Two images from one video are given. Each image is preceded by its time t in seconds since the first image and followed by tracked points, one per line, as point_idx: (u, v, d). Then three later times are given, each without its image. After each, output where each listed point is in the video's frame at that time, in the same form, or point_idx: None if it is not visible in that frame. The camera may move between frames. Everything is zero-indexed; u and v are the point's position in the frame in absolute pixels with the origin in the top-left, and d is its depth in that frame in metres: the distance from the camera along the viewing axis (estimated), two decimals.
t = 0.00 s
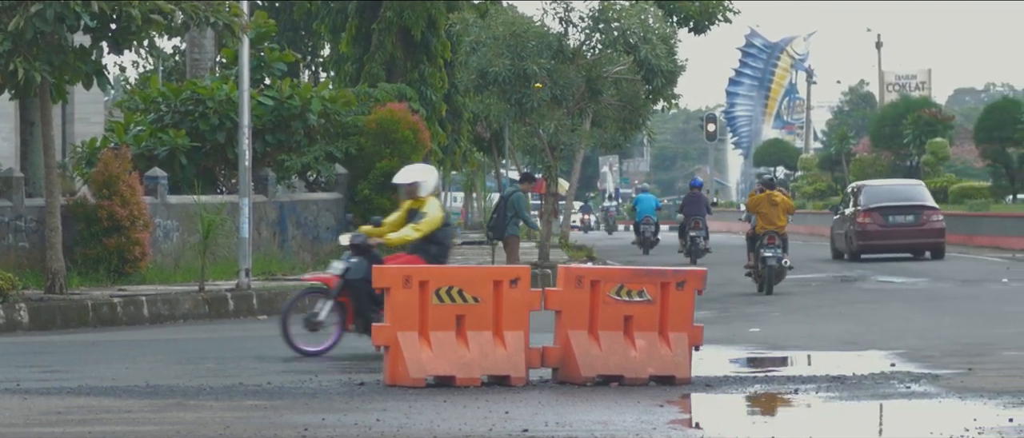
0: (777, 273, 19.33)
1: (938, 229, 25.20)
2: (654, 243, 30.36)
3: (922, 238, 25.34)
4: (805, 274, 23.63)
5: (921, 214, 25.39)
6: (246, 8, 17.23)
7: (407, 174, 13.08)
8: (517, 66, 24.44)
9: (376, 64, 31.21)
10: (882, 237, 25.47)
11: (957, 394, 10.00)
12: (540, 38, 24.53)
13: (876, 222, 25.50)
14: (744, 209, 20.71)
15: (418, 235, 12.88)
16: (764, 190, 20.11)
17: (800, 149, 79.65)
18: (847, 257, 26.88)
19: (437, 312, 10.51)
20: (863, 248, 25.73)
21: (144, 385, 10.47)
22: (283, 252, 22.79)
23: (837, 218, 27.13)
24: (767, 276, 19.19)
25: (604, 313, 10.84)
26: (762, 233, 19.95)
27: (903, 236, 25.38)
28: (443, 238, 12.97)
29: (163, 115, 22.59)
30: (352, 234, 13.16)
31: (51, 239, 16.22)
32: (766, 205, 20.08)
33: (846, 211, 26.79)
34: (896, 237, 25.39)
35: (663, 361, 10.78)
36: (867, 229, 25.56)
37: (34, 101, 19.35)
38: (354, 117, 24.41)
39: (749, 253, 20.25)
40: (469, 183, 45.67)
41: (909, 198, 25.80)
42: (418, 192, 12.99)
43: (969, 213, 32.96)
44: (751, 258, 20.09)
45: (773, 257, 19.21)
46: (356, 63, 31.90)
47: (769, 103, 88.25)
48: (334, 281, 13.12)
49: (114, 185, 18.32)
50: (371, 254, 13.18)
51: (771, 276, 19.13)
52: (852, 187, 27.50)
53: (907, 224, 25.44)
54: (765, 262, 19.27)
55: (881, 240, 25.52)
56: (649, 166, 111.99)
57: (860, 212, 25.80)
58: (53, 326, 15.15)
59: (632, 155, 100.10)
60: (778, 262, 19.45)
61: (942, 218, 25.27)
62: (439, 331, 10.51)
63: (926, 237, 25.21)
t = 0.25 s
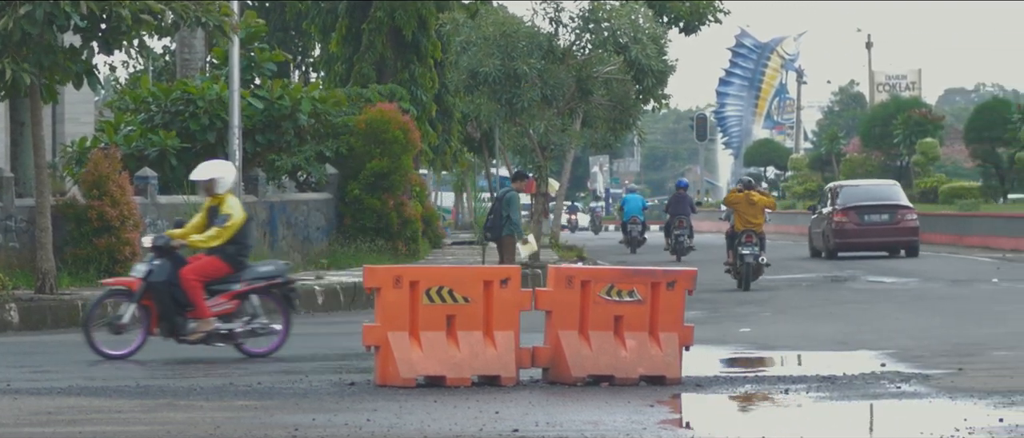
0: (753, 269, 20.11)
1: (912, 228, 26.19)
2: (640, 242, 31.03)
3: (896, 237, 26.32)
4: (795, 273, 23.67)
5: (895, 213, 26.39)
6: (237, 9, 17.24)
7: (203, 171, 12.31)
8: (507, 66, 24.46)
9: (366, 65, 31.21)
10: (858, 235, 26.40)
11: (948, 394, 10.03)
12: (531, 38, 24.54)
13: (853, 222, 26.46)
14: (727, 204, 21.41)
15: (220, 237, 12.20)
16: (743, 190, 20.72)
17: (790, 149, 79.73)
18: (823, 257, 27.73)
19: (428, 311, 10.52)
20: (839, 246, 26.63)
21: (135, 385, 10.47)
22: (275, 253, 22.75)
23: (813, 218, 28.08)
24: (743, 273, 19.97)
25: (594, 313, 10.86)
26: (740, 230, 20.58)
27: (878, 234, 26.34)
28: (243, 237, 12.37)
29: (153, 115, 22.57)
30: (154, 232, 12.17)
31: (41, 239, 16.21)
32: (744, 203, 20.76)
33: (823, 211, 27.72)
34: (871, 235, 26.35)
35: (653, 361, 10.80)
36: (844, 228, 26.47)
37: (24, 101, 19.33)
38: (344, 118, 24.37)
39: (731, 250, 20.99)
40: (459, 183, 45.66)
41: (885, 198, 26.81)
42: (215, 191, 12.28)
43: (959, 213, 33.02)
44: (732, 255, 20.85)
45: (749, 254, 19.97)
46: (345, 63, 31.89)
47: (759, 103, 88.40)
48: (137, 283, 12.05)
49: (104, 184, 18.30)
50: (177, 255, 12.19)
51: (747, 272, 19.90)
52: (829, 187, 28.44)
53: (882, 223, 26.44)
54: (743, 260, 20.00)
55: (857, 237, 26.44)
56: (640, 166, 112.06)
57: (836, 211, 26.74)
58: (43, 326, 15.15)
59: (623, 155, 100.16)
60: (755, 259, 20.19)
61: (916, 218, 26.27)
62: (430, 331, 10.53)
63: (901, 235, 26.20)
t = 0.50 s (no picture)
0: (738, 265, 21.09)
1: (890, 226, 26.79)
2: (629, 242, 31.69)
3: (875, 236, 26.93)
4: (788, 273, 23.68)
5: (874, 213, 26.99)
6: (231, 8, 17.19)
7: None
8: (501, 66, 24.48)
9: (360, 64, 31.19)
10: (838, 234, 27.01)
11: (941, 394, 10.04)
12: (524, 38, 24.45)
13: (833, 221, 27.06)
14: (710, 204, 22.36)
15: (7, 237, 12.08)
16: (727, 190, 21.78)
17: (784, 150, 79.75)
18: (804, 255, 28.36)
19: (421, 311, 10.53)
20: (820, 245, 27.23)
21: (128, 386, 10.47)
22: (268, 252, 22.75)
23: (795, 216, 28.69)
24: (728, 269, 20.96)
25: (587, 313, 10.87)
26: (724, 228, 21.64)
27: (857, 233, 26.93)
28: (43, 240, 12.27)
29: (146, 115, 22.53)
30: None
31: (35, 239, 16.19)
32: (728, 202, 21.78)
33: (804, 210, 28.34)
34: (851, 234, 26.94)
35: (646, 361, 10.80)
36: (824, 227, 27.07)
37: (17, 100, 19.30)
38: (338, 117, 24.46)
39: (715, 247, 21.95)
40: (453, 183, 45.64)
41: (864, 198, 27.41)
42: (10, 191, 12.17)
43: (952, 213, 33.06)
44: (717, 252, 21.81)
45: (732, 251, 20.93)
46: (339, 62, 31.86)
47: (753, 103, 88.45)
48: None
49: (97, 184, 18.28)
50: None
51: (731, 268, 20.89)
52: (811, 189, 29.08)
53: (861, 222, 27.03)
54: (726, 257, 20.97)
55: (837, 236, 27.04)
56: (633, 166, 112.09)
57: (816, 211, 27.35)
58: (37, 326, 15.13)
59: (616, 155, 100.18)
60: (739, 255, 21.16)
61: (894, 217, 26.85)
62: (423, 331, 10.53)
63: (880, 234, 26.80)
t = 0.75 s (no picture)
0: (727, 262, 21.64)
1: (871, 226, 27.05)
2: (624, 240, 32.04)
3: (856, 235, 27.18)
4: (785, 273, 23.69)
5: (856, 213, 27.23)
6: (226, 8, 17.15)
7: None
8: (497, 66, 24.50)
9: (356, 64, 31.18)
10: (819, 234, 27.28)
11: (937, 394, 10.05)
12: (520, 38, 24.56)
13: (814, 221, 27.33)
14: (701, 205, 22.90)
15: None
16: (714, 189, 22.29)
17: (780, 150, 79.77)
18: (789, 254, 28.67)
19: (418, 312, 10.53)
20: (804, 243, 27.51)
21: (125, 386, 10.47)
22: (264, 253, 22.78)
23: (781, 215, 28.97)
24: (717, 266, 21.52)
25: (584, 313, 10.88)
26: (713, 227, 22.20)
27: (839, 233, 27.19)
28: None
29: (142, 115, 22.57)
30: None
31: (31, 239, 16.17)
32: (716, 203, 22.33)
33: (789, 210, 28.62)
34: (833, 234, 27.20)
35: (643, 361, 10.80)
36: (806, 227, 27.35)
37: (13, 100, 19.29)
38: (334, 117, 24.45)
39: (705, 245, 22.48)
40: (449, 183, 45.63)
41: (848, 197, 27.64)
42: None
43: (948, 214, 33.08)
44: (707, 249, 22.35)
45: (722, 249, 21.50)
46: (335, 62, 31.85)
47: (749, 103, 88.48)
48: None
49: (94, 184, 18.27)
50: None
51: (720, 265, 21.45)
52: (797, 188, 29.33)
53: (843, 222, 27.28)
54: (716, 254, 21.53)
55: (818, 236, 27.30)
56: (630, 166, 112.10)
57: (800, 211, 27.59)
58: (33, 325, 15.13)
59: (612, 155, 100.18)
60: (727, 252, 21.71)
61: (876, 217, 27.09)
62: (419, 331, 10.53)
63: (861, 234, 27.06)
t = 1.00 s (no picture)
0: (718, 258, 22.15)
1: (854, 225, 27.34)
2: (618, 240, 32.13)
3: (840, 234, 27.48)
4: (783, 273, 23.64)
5: (840, 212, 27.51)
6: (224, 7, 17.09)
7: None
8: (494, 66, 24.57)
9: (353, 64, 31.12)
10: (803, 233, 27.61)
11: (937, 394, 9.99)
12: (517, 39, 24.63)
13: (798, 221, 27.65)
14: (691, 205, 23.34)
15: None
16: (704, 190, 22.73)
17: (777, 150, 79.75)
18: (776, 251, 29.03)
19: (414, 311, 10.47)
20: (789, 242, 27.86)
21: (121, 386, 10.40)
22: (260, 252, 22.93)
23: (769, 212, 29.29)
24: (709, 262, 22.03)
25: (580, 313, 10.82)
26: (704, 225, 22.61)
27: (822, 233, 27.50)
28: None
29: (139, 115, 22.47)
30: None
31: (27, 239, 16.10)
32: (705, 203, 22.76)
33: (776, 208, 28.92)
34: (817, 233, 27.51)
35: (640, 361, 10.74)
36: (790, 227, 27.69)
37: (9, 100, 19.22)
38: (331, 117, 24.39)
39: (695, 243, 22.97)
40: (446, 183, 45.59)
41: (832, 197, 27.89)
42: None
43: (945, 214, 33.04)
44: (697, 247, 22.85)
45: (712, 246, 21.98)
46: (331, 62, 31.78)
47: (746, 103, 88.44)
48: None
49: (90, 184, 18.17)
50: None
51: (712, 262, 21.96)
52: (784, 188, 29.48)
53: (827, 221, 27.58)
54: (707, 251, 22.03)
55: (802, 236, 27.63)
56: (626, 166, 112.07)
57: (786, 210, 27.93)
58: (29, 326, 15.06)
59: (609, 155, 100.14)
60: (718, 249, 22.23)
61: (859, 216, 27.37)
62: (415, 331, 10.47)
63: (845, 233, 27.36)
